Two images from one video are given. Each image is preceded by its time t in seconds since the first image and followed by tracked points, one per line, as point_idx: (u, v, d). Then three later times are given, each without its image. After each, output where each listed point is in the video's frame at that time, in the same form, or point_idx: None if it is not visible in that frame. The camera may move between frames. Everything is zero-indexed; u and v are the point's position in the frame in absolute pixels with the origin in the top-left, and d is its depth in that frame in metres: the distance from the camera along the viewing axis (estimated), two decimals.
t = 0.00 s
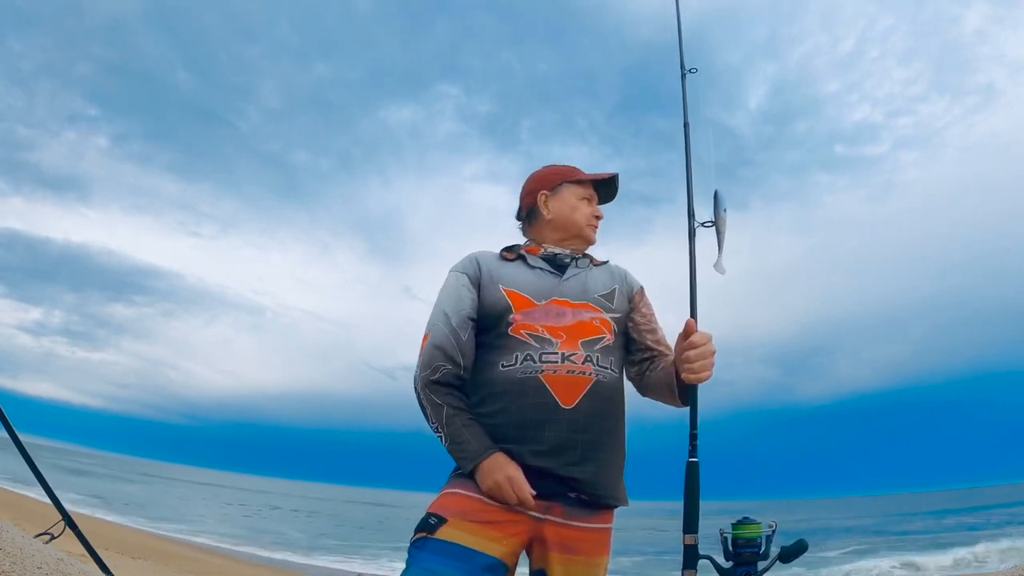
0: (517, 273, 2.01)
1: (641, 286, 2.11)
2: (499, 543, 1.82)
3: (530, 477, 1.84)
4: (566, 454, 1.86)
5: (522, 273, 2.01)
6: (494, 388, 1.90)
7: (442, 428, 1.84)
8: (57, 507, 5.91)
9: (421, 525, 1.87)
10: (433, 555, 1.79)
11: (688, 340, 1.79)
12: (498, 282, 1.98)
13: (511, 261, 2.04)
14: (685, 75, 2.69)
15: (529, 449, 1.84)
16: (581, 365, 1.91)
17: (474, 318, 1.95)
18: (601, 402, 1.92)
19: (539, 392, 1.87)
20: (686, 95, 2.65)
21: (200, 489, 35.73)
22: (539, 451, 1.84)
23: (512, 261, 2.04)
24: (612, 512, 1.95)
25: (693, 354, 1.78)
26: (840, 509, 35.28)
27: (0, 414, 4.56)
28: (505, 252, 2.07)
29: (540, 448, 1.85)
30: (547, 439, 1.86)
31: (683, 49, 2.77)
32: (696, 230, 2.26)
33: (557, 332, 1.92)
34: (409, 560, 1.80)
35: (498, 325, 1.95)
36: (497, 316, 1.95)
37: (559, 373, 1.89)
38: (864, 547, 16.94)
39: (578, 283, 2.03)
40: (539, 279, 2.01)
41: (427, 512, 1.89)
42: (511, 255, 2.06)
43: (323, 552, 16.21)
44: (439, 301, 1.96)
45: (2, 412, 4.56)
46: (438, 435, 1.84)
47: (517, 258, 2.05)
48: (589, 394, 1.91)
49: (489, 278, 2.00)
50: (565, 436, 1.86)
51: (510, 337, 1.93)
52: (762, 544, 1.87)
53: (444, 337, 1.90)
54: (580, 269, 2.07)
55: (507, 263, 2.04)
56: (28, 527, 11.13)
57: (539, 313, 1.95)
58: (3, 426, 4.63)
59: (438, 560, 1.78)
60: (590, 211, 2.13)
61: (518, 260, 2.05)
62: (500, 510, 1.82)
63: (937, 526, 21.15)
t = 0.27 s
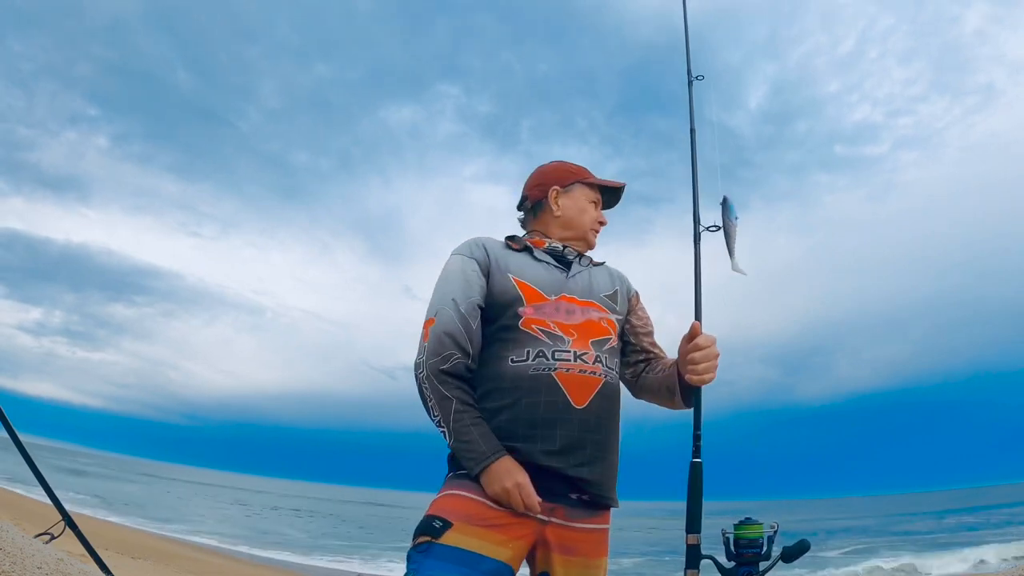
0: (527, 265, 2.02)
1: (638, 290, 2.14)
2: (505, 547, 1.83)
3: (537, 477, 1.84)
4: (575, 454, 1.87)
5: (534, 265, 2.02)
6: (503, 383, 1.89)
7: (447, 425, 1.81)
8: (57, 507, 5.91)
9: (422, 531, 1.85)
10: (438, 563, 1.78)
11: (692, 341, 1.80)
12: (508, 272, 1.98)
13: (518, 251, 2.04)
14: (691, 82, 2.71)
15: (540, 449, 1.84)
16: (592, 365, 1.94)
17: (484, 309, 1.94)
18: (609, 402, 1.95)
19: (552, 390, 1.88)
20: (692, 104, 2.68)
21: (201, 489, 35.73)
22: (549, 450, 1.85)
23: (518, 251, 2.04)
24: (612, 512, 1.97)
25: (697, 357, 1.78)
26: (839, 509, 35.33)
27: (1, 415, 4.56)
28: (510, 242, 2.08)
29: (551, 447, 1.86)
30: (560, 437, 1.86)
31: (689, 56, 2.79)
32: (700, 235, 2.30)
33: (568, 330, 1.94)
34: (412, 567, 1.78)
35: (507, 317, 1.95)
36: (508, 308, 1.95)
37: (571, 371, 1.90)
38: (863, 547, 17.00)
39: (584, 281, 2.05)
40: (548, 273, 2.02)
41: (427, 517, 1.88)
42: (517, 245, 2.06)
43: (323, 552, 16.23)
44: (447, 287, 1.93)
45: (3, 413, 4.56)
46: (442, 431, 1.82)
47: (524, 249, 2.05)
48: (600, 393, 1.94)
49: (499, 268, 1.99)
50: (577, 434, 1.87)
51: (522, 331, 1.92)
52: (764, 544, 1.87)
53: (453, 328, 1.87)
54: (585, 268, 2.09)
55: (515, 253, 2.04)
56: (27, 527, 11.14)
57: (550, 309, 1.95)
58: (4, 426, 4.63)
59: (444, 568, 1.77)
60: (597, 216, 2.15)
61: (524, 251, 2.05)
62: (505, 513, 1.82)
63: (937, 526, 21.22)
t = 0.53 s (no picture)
0: (525, 264, 2.02)
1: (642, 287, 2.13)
2: (505, 547, 1.83)
3: (537, 477, 1.85)
4: (576, 455, 1.87)
5: (532, 265, 2.03)
6: (501, 384, 1.90)
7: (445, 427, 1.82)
8: (57, 507, 5.91)
9: (420, 530, 1.86)
10: (436, 562, 1.78)
11: (700, 340, 1.81)
12: (505, 271, 1.99)
13: (515, 251, 2.05)
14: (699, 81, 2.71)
15: (540, 450, 1.84)
16: (593, 364, 1.93)
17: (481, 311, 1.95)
18: (610, 402, 1.94)
19: (551, 391, 1.88)
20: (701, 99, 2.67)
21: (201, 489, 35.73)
22: (549, 451, 1.85)
23: (515, 251, 2.05)
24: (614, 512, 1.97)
25: (704, 356, 1.79)
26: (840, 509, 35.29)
27: (1, 414, 4.57)
28: (507, 241, 2.09)
29: (551, 448, 1.86)
30: (560, 438, 1.86)
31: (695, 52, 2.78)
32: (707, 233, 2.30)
33: (568, 329, 1.94)
34: (409, 566, 1.79)
35: (506, 318, 1.95)
36: (506, 309, 1.95)
37: (570, 371, 1.90)
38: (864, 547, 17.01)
39: (585, 278, 2.05)
40: (545, 272, 2.03)
41: (426, 516, 1.89)
42: (514, 244, 2.07)
43: (323, 552, 16.24)
44: (444, 291, 1.94)
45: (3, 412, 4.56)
46: (441, 434, 1.83)
47: (520, 249, 2.06)
48: (602, 392, 1.94)
49: (497, 269, 2.00)
50: (578, 434, 1.87)
51: (520, 331, 1.93)
52: (768, 545, 1.87)
53: (450, 331, 1.88)
54: (584, 264, 2.09)
55: (512, 253, 2.05)
56: (27, 527, 11.14)
57: (548, 308, 1.96)
58: (4, 426, 4.63)
59: (442, 567, 1.78)
60: (589, 204, 2.15)
61: (521, 250, 2.07)
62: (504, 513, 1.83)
63: (937, 526, 21.23)
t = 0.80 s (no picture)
0: (524, 270, 2.05)
1: (652, 289, 2.11)
2: (498, 545, 1.84)
3: (528, 478, 1.85)
4: (566, 456, 1.87)
5: (529, 270, 2.05)
6: (495, 387, 1.92)
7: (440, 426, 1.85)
8: (57, 507, 5.91)
9: (417, 527, 1.87)
10: (431, 558, 1.80)
11: (710, 337, 1.80)
12: (502, 277, 2.02)
13: (516, 258, 2.07)
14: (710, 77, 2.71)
15: (530, 452, 1.85)
16: (586, 367, 1.93)
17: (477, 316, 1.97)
18: (604, 405, 1.93)
19: (541, 393, 1.88)
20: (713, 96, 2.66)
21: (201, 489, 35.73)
22: (539, 453, 1.85)
23: (516, 258, 2.07)
24: (613, 514, 1.96)
25: (712, 358, 1.78)
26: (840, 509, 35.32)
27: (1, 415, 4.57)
28: (509, 249, 2.11)
29: (541, 450, 1.86)
30: (550, 440, 1.87)
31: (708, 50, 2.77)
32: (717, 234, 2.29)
33: (562, 331, 1.94)
34: (406, 561, 1.81)
35: (501, 321, 1.97)
36: (501, 313, 1.97)
37: (561, 374, 1.90)
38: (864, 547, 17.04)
39: (585, 281, 2.05)
40: (544, 277, 2.04)
41: (423, 514, 1.90)
42: (516, 252, 2.09)
43: (323, 552, 16.26)
44: (444, 297, 1.98)
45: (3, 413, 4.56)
46: (436, 433, 1.85)
47: (519, 257, 2.09)
48: (594, 395, 1.93)
49: (493, 275, 2.03)
50: (568, 437, 1.87)
51: (514, 335, 1.94)
52: (772, 546, 1.87)
53: (445, 334, 1.91)
54: (585, 267, 2.09)
55: (513, 259, 2.08)
56: (27, 527, 11.15)
57: (544, 311, 1.96)
58: (4, 426, 4.64)
59: (436, 563, 1.79)
60: (541, 205, 2.11)
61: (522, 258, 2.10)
62: (499, 510, 1.84)
63: (938, 526, 21.23)
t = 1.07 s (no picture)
0: (526, 278, 2.08)
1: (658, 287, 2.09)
2: (499, 544, 1.85)
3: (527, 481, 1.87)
4: (564, 460, 1.87)
5: (529, 278, 2.07)
6: (496, 394, 1.96)
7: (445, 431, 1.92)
8: (57, 507, 5.91)
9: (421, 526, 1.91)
10: (433, 555, 1.82)
11: (720, 336, 1.80)
12: (503, 288, 2.06)
13: (518, 267, 2.11)
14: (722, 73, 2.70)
15: (529, 456, 1.87)
16: (583, 372, 1.92)
17: (479, 327, 2.02)
18: (604, 409, 1.91)
19: (538, 399, 1.90)
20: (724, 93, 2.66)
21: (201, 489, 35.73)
22: (536, 457, 1.87)
23: (519, 267, 2.11)
24: (618, 515, 1.93)
25: (722, 360, 1.78)
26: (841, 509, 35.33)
27: (1, 414, 4.57)
28: (513, 258, 2.15)
29: (538, 455, 1.88)
30: (546, 444, 1.87)
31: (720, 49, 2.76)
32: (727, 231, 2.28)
33: (560, 338, 1.95)
34: (409, 557, 1.85)
35: (502, 330, 2.01)
36: (502, 323, 2.01)
37: (558, 379, 1.91)
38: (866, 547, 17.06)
39: (587, 285, 2.05)
40: (545, 283, 2.06)
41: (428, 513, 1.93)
42: (518, 261, 2.13)
43: (323, 552, 16.27)
44: (450, 312, 2.06)
45: (3, 412, 4.56)
46: (442, 439, 1.92)
47: (522, 265, 2.12)
48: (592, 400, 1.91)
49: (496, 286, 2.07)
50: (564, 442, 1.87)
51: (515, 344, 1.98)
52: (778, 548, 1.88)
53: (449, 347, 1.98)
54: (586, 270, 2.09)
55: (516, 268, 2.11)
56: (27, 527, 11.16)
57: (543, 319, 1.98)
58: (4, 426, 4.64)
59: (438, 559, 1.82)
60: (544, 212, 2.12)
61: (526, 266, 2.12)
62: (499, 509, 1.85)
63: (940, 526, 21.24)
